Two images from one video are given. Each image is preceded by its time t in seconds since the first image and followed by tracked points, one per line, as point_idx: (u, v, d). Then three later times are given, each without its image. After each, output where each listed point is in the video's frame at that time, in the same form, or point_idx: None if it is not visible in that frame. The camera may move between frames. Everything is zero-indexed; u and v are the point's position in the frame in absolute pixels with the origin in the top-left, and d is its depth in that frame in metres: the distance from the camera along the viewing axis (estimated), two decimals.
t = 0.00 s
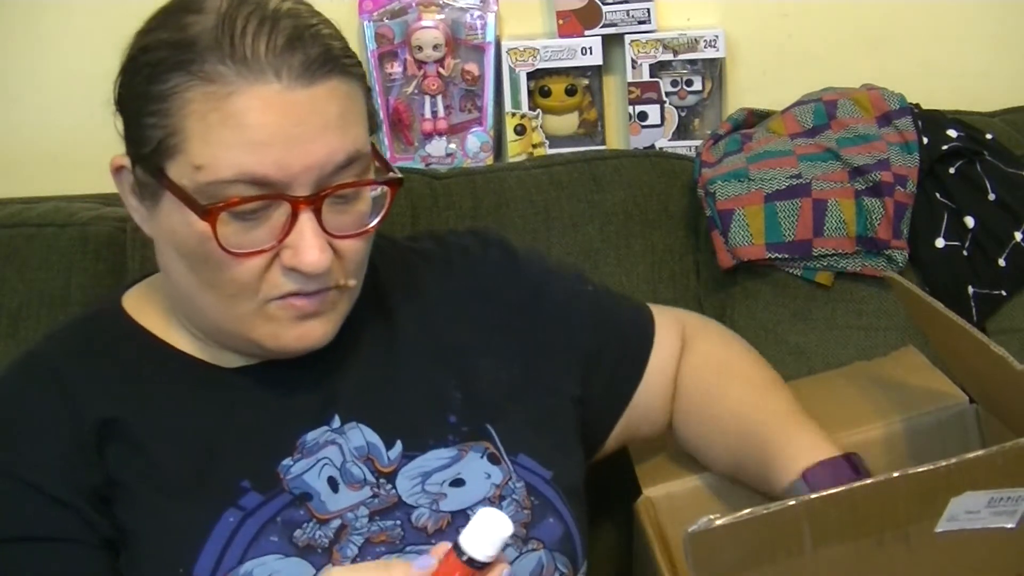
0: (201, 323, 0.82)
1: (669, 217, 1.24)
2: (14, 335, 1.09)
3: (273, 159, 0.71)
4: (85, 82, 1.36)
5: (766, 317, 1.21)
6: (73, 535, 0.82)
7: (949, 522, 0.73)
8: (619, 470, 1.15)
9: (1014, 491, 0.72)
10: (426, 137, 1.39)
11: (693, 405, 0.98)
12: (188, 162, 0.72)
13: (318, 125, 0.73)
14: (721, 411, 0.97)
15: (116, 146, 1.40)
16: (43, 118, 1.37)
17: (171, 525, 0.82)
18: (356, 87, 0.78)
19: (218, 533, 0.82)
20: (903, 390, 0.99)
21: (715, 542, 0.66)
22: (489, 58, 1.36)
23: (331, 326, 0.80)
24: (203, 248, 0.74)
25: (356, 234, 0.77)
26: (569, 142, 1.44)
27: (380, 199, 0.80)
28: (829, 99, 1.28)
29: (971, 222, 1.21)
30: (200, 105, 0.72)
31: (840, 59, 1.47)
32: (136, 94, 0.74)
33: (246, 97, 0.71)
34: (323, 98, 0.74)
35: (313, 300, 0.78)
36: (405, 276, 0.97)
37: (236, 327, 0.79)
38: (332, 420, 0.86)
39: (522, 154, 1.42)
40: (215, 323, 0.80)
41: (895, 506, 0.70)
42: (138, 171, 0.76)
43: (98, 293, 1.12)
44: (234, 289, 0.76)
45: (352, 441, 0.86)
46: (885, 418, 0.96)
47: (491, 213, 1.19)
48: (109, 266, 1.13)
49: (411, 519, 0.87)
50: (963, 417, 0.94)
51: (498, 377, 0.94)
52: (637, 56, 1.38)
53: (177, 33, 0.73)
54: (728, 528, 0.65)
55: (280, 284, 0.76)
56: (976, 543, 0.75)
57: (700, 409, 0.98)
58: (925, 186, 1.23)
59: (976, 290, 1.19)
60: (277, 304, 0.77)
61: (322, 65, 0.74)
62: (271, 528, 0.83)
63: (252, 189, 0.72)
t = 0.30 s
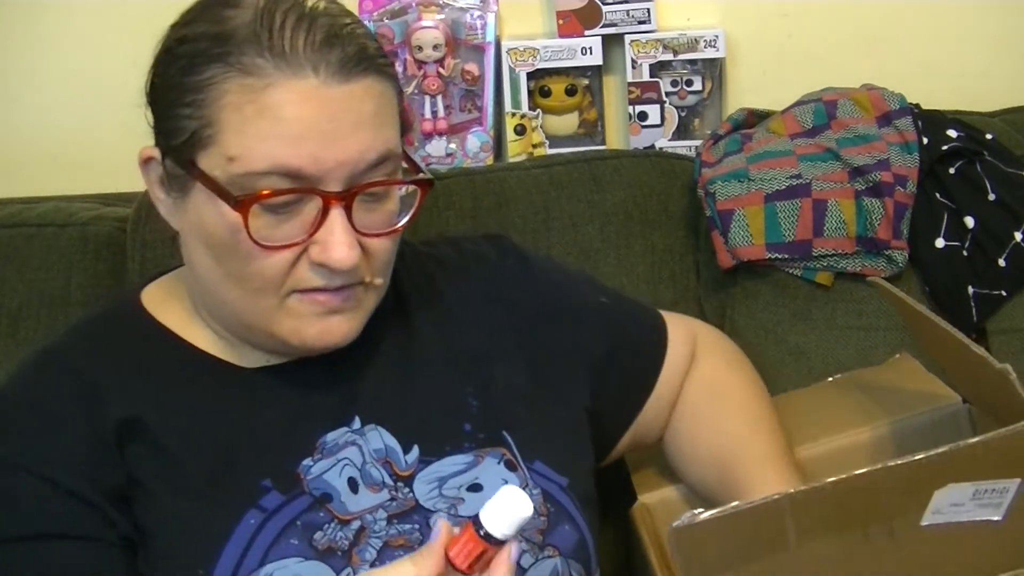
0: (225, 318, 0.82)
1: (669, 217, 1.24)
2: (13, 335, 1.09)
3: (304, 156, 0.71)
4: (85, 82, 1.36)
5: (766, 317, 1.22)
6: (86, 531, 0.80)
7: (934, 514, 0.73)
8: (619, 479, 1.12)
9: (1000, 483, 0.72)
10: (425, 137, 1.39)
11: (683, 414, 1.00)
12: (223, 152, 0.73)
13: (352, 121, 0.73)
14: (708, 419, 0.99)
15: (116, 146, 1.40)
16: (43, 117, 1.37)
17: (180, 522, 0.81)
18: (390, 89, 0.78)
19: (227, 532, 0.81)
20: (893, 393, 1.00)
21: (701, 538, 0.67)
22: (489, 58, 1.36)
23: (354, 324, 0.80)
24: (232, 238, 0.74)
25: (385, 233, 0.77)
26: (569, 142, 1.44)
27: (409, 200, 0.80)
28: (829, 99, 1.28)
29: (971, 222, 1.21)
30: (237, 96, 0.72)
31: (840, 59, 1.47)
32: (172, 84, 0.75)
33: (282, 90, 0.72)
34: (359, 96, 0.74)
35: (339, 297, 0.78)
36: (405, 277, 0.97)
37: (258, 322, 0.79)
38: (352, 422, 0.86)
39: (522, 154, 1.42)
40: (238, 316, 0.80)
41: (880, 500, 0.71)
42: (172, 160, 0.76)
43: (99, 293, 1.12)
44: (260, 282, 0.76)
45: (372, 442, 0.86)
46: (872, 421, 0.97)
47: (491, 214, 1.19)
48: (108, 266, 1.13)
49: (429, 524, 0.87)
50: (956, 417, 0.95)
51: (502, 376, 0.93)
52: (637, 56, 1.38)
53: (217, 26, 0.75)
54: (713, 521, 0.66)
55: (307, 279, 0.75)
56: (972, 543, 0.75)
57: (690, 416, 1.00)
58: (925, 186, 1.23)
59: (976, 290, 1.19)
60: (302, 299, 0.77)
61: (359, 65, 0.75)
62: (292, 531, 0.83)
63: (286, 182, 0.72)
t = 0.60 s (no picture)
0: (235, 297, 0.81)
1: (670, 217, 1.24)
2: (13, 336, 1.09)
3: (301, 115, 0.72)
4: (85, 82, 1.36)
5: (766, 317, 1.22)
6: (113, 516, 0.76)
7: (938, 516, 0.73)
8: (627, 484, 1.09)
9: (1004, 485, 0.72)
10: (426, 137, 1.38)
11: (699, 419, 0.99)
12: (221, 119, 0.74)
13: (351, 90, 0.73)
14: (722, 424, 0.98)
15: (116, 147, 1.40)
16: (44, 118, 1.37)
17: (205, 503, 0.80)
18: (401, 71, 0.78)
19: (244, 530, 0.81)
20: (898, 397, 1.00)
21: (707, 539, 0.66)
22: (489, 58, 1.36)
23: (361, 304, 0.76)
24: (231, 206, 0.74)
25: (388, 210, 0.75)
26: (569, 142, 1.44)
27: (418, 186, 0.78)
28: (829, 99, 1.28)
29: (971, 222, 1.21)
30: (240, 66, 0.74)
31: (840, 59, 1.47)
32: (189, 63, 0.77)
33: (285, 60, 0.73)
34: (360, 68, 0.74)
35: (340, 272, 0.74)
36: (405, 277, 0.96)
37: (261, 299, 0.77)
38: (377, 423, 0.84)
39: (522, 154, 1.41)
40: (244, 293, 0.78)
41: (882, 498, 0.70)
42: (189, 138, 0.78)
43: (98, 294, 1.12)
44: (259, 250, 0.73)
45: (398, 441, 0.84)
46: (878, 422, 0.96)
47: (491, 213, 1.19)
48: (108, 267, 1.13)
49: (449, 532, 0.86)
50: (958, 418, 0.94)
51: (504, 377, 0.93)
52: (637, 56, 1.38)
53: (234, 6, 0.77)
54: (718, 523, 0.66)
55: (303, 250, 0.73)
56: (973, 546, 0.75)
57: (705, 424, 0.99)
58: (925, 186, 1.23)
59: (976, 290, 1.19)
60: (300, 273, 0.74)
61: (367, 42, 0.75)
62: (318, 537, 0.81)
63: (281, 145, 0.73)
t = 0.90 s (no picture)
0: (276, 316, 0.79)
1: (670, 216, 1.24)
2: (13, 334, 1.09)
3: (362, 158, 0.69)
4: (85, 83, 1.36)
5: (766, 317, 1.21)
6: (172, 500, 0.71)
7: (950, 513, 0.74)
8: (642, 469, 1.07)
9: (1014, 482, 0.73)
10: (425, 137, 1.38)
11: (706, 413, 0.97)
12: (271, 154, 0.70)
13: (405, 123, 0.71)
14: (729, 398, 0.97)
15: (114, 147, 1.39)
16: (43, 117, 1.37)
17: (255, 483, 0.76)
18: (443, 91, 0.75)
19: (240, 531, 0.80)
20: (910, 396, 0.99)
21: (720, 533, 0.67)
22: (489, 58, 1.36)
23: (407, 323, 0.77)
24: (280, 239, 0.72)
25: (438, 234, 0.75)
26: (569, 142, 1.44)
27: (462, 198, 0.78)
28: (829, 99, 1.28)
29: (971, 221, 1.21)
30: (290, 98, 0.69)
31: (840, 59, 1.47)
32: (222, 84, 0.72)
33: (338, 95, 0.69)
34: (412, 99, 0.71)
35: (390, 298, 0.75)
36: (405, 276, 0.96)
37: (308, 322, 0.76)
38: (424, 416, 0.82)
39: (522, 154, 1.41)
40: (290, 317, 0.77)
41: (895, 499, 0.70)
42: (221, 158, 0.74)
43: (98, 293, 1.12)
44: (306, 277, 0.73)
45: (429, 435, 0.82)
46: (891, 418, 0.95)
47: (491, 213, 1.19)
48: (109, 267, 1.13)
49: (485, 534, 0.82)
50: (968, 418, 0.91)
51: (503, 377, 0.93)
52: (638, 56, 1.39)
53: (267, 21, 0.72)
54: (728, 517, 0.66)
55: (359, 282, 0.73)
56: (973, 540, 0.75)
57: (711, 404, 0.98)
58: (925, 186, 1.23)
59: (976, 290, 1.19)
60: (354, 302, 0.74)
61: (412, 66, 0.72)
62: (389, 545, 0.77)
63: (338, 187, 0.70)
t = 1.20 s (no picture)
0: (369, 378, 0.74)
1: (670, 216, 1.24)
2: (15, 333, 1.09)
3: (501, 248, 0.63)
4: (85, 83, 1.36)
5: (766, 318, 1.22)
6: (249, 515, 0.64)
7: (947, 488, 0.75)
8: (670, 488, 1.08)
9: (1010, 455, 0.74)
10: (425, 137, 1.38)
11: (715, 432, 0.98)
12: (396, 234, 0.63)
13: (540, 199, 0.64)
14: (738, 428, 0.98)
15: (115, 147, 1.39)
16: (44, 118, 1.38)
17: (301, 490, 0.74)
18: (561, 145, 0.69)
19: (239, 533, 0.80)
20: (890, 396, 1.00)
21: (721, 506, 0.69)
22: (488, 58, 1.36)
23: (491, 375, 0.75)
24: (391, 314, 0.66)
25: (545, 293, 0.71)
26: (569, 142, 1.44)
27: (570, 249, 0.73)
28: (830, 99, 1.28)
29: (971, 222, 1.21)
30: (419, 175, 0.61)
31: (841, 59, 1.47)
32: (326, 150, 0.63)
33: (474, 173, 0.61)
34: (548, 172, 0.64)
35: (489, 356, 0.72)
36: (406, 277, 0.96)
37: (405, 381, 0.73)
38: (507, 461, 0.81)
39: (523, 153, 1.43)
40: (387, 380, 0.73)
41: (887, 468, 0.72)
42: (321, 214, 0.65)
43: (99, 293, 1.12)
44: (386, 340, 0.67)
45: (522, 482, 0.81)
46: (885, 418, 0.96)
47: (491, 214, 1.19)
48: (110, 266, 1.13)
49: None
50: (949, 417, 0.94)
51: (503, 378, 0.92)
52: (637, 56, 1.39)
53: (378, 82, 0.60)
54: (731, 490, 0.68)
55: (469, 347, 0.70)
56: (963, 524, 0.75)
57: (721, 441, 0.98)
58: (925, 186, 1.23)
59: (976, 290, 1.19)
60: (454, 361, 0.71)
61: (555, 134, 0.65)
62: None
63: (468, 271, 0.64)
